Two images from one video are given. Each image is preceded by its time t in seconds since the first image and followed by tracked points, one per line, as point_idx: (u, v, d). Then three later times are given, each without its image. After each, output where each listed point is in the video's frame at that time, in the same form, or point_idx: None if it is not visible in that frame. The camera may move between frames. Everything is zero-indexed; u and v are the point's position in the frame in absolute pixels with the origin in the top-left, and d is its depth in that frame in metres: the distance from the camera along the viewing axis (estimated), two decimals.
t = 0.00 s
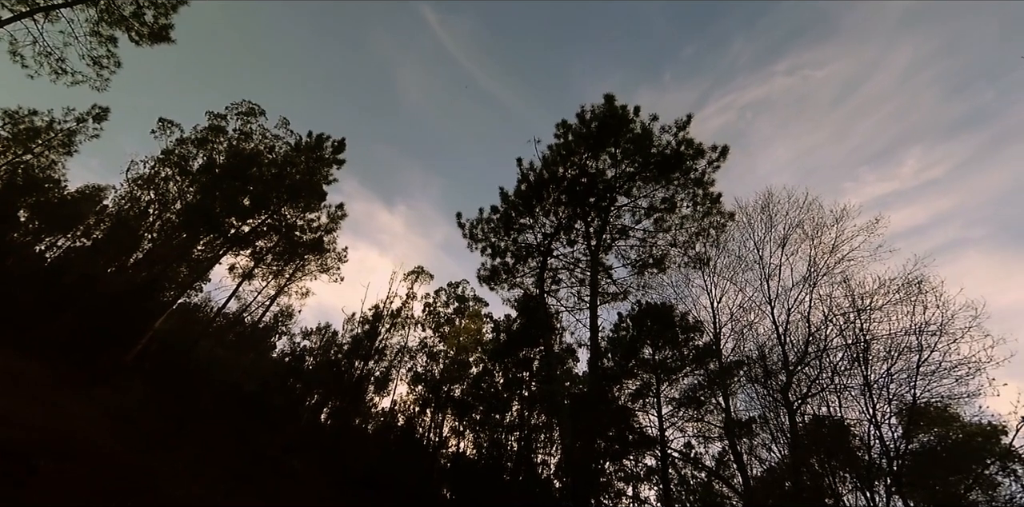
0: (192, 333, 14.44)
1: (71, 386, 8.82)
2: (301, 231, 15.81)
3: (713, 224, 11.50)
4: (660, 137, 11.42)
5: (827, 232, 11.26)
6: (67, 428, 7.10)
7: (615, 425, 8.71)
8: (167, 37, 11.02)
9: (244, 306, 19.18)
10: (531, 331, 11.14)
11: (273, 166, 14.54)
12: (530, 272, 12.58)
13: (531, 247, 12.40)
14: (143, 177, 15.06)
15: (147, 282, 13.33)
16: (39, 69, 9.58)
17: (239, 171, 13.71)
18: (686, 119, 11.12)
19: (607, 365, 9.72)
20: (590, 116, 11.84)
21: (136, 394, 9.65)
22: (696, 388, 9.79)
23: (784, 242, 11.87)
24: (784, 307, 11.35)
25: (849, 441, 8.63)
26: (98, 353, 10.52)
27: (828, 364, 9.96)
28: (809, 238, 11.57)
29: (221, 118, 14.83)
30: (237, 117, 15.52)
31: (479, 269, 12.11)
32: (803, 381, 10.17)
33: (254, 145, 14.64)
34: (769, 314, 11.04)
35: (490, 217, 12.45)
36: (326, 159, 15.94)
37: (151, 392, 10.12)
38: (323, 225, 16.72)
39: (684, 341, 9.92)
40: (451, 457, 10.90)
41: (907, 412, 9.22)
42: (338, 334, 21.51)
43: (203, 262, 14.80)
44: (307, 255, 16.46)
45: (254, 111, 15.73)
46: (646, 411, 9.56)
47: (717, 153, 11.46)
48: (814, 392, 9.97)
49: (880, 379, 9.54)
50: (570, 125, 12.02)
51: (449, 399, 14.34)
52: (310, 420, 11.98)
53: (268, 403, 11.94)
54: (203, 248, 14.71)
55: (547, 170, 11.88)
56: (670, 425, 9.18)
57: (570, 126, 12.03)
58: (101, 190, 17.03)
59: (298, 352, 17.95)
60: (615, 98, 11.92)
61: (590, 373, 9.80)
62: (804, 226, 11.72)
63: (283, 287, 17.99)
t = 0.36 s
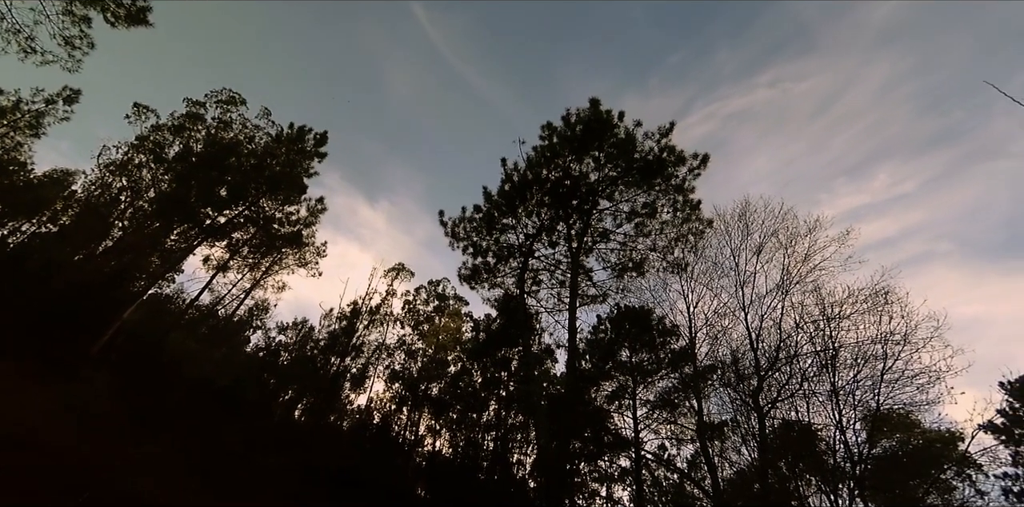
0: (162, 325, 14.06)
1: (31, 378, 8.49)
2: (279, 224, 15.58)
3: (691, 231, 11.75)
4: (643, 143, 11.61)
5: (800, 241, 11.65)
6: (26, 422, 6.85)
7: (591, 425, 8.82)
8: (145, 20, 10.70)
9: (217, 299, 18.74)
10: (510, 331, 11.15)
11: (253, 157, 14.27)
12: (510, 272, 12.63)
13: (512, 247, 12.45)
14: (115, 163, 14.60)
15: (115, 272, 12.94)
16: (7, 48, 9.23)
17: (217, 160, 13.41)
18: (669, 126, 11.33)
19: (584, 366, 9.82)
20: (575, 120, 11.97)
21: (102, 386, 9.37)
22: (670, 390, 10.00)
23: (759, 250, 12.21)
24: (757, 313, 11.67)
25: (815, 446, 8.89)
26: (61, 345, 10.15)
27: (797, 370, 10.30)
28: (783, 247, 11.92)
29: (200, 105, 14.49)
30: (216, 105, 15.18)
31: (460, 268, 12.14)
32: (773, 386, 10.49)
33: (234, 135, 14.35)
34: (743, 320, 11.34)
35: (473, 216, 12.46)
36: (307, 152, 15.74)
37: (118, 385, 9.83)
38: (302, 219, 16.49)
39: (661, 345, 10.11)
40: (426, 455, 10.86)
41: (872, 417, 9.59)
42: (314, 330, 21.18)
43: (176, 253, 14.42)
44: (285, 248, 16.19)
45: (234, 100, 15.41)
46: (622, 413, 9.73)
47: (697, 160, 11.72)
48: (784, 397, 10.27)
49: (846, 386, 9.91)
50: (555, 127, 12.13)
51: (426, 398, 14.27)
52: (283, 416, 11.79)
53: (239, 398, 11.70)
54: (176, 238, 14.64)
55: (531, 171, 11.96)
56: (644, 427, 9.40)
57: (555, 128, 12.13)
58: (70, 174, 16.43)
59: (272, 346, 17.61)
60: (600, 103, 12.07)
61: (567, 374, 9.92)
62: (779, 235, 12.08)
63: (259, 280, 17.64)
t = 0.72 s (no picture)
0: (132, 316, 13.63)
1: None
2: (257, 216, 15.36)
3: (671, 236, 11.98)
4: (627, 148, 11.79)
5: (775, 250, 12.01)
6: None
7: (567, 426, 8.94)
8: (122, 3, 10.42)
9: (190, 291, 18.29)
10: (493, 332, 11.16)
11: (231, 147, 14.00)
12: (492, 272, 12.67)
13: (495, 247, 12.48)
14: (86, 148, 14.14)
15: (83, 260, 12.55)
16: None
17: (194, 149, 13.09)
18: (653, 132, 11.54)
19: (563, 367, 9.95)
20: (560, 122, 12.09)
21: (65, 379, 9.08)
22: (646, 393, 10.16)
23: (736, 257, 12.52)
24: (732, 318, 11.97)
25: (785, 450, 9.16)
26: (23, 334, 9.79)
27: (769, 376, 10.64)
28: (759, 254, 12.26)
29: (178, 92, 14.15)
30: (196, 93, 14.83)
31: (441, 266, 12.15)
32: (745, 390, 10.81)
33: (213, 124, 14.06)
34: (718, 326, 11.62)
35: (456, 215, 12.47)
36: (288, 145, 15.56)
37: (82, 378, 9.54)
38: (281, 212, 16.21)
39: (638, 348, 10.26)
40: (401, 454, 10.81)
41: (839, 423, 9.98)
42: (291, 325, 20.83)
43: (149, 242, 14.00)
44: (263, 241, 15.85)
45: (215, 88, 15.10)
46: (598, 414, 9.86)
47: (679, 167, 11.96)
48: (755, 402, 10.61)
49: (815, 392, 10.26)
50: (541, 128, 12.23)
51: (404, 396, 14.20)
52: (256, 411, 11.60)
53: (210, 392, 11.43)
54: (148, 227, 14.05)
55: (515, 172, 12.04)
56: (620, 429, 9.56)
57: (540, 129, 12.23)
58: (37, 158, 15.84)
59: (247, 341, 17.28)
60: (586, 106, 12.21)
61: (546, 375, 10.06)
62: (755, 243, 12.42)
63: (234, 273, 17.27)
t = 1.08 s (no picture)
0: (90, 301, 13.08)
1: None
2: (228, 203, 14.97)
3: (646, 241, 12.22)
4: (607, 153, 11.98)
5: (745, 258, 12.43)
6: None
7: (538, 427, 8.96)
8: None
9: (154, 277, 17.65)
10: (468, 330, 11.29)
11: (204, 131, 13.58)
12: (468, 270, 12.68)
13: (472, 245, 12.49)
14: (46, 124, 13.48)
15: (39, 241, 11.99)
16: None
17: (163, 130, 12.61)
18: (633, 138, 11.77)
19: (535, 368, 10.17)
20: (542, 123, 12.18)
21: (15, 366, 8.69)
22: (617, 394, 10.22)
23: (707, 264, 12.87)
24: (701, 323, 12.31)
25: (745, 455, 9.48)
26: None
27: (734, 381, 10.99)
28: (730, 262, 12.65)
29: (149, 71, 13.65)
30: (168, 73, 14.33)
31: (417, 261, 12.13)
32: (711, 394, 11.13)
33: (185, 106, 13.62)
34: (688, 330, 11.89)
35: (434, 210, 12.43)
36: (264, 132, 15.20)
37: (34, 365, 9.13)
38: (253, 200, 15.82)
39: (611, 350, 10.39)
40: (369, 450, 10.74)
41: (798, 428, 10.42)
42: (259, 316, 20.32)
43: (111, 225, 13.46)
44: (233, 229, 15.41)
45: (189, 68, 14.62)
46: (568, 414, 9.97)
47: (657, 174, 12.23)
48: (719, 406, 10.96)
49: (776, 397, 10.66)
50: (523, 128, 12.30)
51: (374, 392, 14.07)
52: (220, 404, 11.31)
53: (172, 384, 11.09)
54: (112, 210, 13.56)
55: (495, 170, 12.10)
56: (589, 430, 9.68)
57: (523, 129, 12.30)
58: None
59: (212, 331, 16.80)
60: (568, 109, 12.34)
61: (518, 374, 10.16)
62: (726, 251, 12.81)
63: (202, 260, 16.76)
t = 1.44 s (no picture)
0: (52, 285, 12.58)
1: None
2: (202, 189, 14.60)
3: (625, 243, 12.41)
4: (590, 155, 12.11)
5: (720, 265, 12.77)
6: None
7: (512, 424, 9.10)
8: None
9: (121, 262, 17.04)
10: (445, 326, 11.32)
11: (179, 114, 13.23)
12: (448, 266, 12.67)
13: (452, 241, 12.47)
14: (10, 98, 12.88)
15: None
16: None
17: (135, 111, 12.21)
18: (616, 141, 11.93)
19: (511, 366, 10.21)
20: (527, 122, 12.24)
21: None
22: (591, 395, 10.36)
23: (683, 268, 13.16)
24: (675, 327, 12.59)
25: (713, 456, 9.40)
26: None
27: (705, 385, 11.29)
28: (706, 267, 12.97)
29: (124, 49, 13.19)
30: (144, 52, 13.88)
31: (397, 256, 12.07)
32: (682, 396, 11.38)
33: (160, 87, 13.23)
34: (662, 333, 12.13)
35: (415, 205, 12.36)
36: (243, 118, 14.90)
37: None
38: (229, 187, 15.44)
39: (587, 350, 10.52)
40: (340, 445, 10.64)
41: (764, 432, 10.78)
42: (231, 306, 19.83)
43: (78, 207, 12.98)
44: (206, 216, 14.99)
45: (166, 49, 14.19)
46: (543, 413, 10.09)
47: (638, 178, 12.42)
48: (690, 408, 11.22)
49: (745, 401, 11.00)
50: (508, 126, 12.34)
51: (348, 386, 13.91)
52: (188, 394, 11.03)
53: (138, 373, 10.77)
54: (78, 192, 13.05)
55: (479, 167, 12.12)
56: (563, 430, 9.85)
57: (507, 128, 12.34)
58: None
59: (181, 320, 16.34)
60: (553, 110, 12.44)
61: (495, 372, 10.22)
62: (702, 256, 13.12)
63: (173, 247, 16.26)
